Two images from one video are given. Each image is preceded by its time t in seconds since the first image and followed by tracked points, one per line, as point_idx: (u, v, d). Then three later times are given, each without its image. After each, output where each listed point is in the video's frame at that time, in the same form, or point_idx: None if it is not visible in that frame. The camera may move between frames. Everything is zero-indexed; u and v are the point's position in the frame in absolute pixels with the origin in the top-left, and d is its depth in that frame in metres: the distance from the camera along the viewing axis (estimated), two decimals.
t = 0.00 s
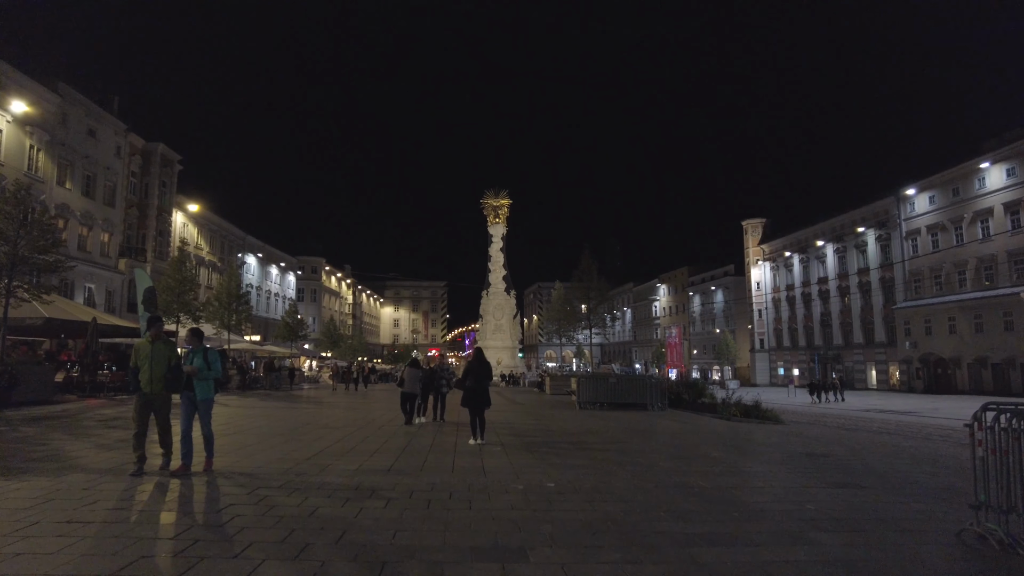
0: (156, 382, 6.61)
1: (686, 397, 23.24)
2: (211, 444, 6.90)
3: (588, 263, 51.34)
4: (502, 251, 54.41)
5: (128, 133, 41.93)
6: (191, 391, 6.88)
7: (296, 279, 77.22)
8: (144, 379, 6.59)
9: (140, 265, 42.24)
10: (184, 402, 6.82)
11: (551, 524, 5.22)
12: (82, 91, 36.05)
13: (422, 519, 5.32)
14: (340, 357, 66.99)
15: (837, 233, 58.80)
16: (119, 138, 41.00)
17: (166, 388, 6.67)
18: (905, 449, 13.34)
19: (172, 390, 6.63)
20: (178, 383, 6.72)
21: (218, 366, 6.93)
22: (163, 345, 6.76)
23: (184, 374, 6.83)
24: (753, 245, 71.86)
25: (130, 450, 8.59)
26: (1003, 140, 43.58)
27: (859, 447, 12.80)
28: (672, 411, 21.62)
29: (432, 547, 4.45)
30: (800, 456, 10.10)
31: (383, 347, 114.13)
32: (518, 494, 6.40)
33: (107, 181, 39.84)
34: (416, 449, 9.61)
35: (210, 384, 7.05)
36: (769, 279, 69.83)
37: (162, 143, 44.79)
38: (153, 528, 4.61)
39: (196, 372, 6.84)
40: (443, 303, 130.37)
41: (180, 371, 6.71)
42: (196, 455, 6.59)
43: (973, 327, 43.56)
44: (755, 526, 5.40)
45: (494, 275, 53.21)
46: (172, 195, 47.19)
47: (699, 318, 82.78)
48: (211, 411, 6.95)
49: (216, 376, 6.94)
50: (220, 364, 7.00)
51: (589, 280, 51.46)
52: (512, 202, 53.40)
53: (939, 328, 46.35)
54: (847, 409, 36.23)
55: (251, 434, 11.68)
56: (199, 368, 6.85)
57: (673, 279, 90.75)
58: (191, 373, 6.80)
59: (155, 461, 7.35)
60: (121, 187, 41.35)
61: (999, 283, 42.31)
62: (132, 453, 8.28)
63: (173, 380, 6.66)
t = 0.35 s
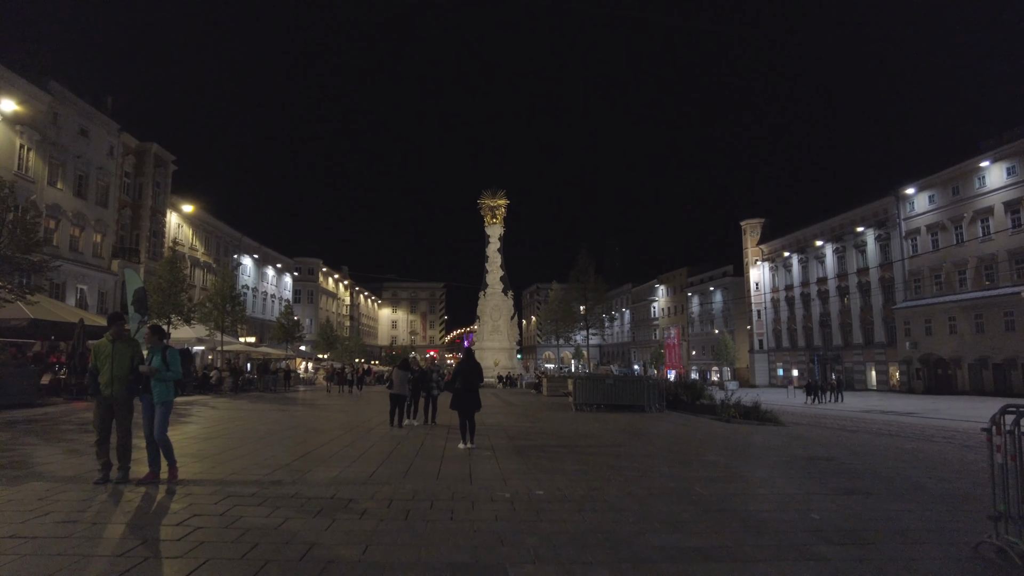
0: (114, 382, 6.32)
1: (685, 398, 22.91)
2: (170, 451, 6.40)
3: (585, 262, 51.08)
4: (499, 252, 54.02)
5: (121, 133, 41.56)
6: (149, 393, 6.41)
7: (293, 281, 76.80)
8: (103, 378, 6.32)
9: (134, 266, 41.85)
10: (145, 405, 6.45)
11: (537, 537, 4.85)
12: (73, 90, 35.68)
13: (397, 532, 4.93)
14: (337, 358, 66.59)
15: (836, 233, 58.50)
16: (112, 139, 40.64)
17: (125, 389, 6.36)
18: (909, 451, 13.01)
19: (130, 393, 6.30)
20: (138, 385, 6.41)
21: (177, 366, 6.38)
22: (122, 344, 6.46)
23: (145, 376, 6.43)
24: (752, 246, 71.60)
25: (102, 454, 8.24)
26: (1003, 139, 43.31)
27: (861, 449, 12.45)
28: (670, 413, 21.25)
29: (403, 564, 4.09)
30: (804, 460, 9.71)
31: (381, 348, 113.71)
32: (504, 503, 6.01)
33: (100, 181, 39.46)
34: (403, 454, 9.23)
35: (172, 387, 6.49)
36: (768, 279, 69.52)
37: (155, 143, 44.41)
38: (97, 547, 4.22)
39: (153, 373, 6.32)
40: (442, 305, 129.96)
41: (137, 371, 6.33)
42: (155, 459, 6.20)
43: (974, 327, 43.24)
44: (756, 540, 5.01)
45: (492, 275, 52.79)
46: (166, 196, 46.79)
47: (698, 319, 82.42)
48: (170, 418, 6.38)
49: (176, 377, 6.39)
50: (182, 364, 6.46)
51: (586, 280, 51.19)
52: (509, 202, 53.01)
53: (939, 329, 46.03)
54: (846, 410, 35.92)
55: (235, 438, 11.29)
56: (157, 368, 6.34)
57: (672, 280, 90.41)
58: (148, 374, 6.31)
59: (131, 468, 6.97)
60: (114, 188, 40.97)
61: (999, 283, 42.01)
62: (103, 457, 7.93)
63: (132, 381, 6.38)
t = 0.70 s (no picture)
0: (77, 383, 6.07)
1: (684, 401, 22.52)
2: (134, 458, 6.07)
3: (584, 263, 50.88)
4: (498, 253, 53.63)
5: (116, 133, 41.18)
6: (113, 395, 6.15)
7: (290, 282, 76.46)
8: (66, 381, 6.07)
9: (129, 267, 41.48)
10: (110, 408, 6.20)
11: (525, 550, 4.55)
12: (66, 89, 35.33)
13: (377, 544, 4.62)
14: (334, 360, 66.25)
15: (836, 233, 58.19)
16: (107, 138, 40.26)
17: (91, 391, 6.10)
18: (915, 455, 12.67)
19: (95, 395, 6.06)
20: (103, 386, 6.15)
21: (140, 366, 6.14)
22: (87, 344, 6.22)
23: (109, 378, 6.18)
24: (752, 247, 71.25)
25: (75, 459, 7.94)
26: (1004, 139, 43.01)
27: (866, 453, 12.11)
28: (670, 415, 20.87)
29: None
30: (809, 466, 9.36)
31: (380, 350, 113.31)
32: (493, 513, 5.64)
33: (94, 181, 39.10)
34: (391, 459, 8.87)
35: (137, 390, 6.22)
36: (768, 281, 69.18)
37: (151, 143, 44.08)
38: (40, 565, 3.84)
39: (116, 374, 6.06)
40: (440, 307, 129.55)
41: (100, 371, 6.08)
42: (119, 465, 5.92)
43: (976, 328, 42.88)
44: (760, 552, 4.70)
45: (490, 277, 52.41)
46: (162, 196, 46.43)
47: (698, 320, 82.10)
48: (135, 420, 6.13)
49: (139, 378, 6.15)
50: (145, 364, 6.21)
51: (584, 280, 50.98)
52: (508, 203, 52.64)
53: (940, 330, 45.69)
54: (847, 412, 35.63)
55: (220, 443, 10.93)
56: (120, 369, 6.10)
57: (672, 282, 90.07)
58: (110, 374, 6.06)
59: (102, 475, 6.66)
60: (109, 188, 40.61)
61: (1001, 284, 41.69)
62: (74, 462, 7.64)
63: (96, 382, 6.11)
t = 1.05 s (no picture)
0: (43, 388, 5.70)
1: (685, 403, 22.13)
2: (101, 467, 5.69)
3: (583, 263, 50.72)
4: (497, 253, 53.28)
5: (111, 131, 40.80)
6: (79, 399, 5.79)
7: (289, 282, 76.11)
8: (30, 386, 5.71)
9: (124, 266, 41.10)
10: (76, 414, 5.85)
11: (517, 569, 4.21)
12: (60, 86, 34.94)
13: (357, 562, 4.27)
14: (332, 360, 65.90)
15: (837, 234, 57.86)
16: (102, 136, 39.89)
17: (56, 396, 5.73)
18: (923, 460, 12.31)
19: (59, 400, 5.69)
20: (69, 390, 5.77)
21: (108, 368, 5.81)
22: (52, 346, 5.87)
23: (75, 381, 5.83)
24: (752, 247, 70.89)
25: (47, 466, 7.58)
26: (1007, 139, 42.66)
27: (872, 458, 11.78)
28: (670, 418, 20.53)
29: None
30: (816, 472, 8.99)
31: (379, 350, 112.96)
32: (483, 527, 5.26)
33: (89, 179, 38.72)
34: (379, 466, 8.51)
35: (106, 393, 5.88)
36: (768, 281, 68.79)
37: (147, 142, 43.73)
38: None
39: (81, 376, 5.73)
40: (439, 307, 129.20)
41: (66, 374, 5.74)
42: (86, 474, 5.58)
43: (979, 330, 42.51)
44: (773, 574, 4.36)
45: (489, 277, 52.03)
46: (158, 195, 46.04)
47: (698, 321, 81.80)
48: (103, 425, 5.80)
49: (107, 381, 5.82)
50: (114, 366, 5.89)
51: (583, 280, 50.85)
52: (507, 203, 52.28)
53: (942, 332, 45.32)
54: (849, 414, 35.28)
55: (204, 448, 10.56)
56: (86, 371, 5.76)
57: (672, 282, 89.73)
58: (76, 377, 5.74)
59: (66, 486, 6.23)
60: (104, 187, 40.23)
61: (1005, 285, 41.33)
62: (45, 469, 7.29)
63: (61, 386, 5.73)
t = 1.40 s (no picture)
0: None
1: (683, 404, 21.83)
2: (62, 471, 5.35)
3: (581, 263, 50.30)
4: (494, 253, 52.97)
5: (105, 130, 40.44)
6: (38, 400, 5.46)
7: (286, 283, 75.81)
8: None
9: (118, 266, 40.71)
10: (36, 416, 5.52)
11: None
12: (53, 84, 34.57)
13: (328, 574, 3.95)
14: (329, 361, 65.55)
15: (837, 235, 57.60)
16: (96, 135, 39.55)
17: (14, 397, 5.39)
18: (926, 462, 12.02)
19: (17, 401, 5.35)
20: (29, 389, 5.44)
21: (72, 367, 5.48)
22: (10, 343, 5.53)
23: (34, 379, 5.48)
24: (751, 248, 70.64)
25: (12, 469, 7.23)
26: (1007, 139, 42.41)
27: (874, 461, 11.50)
28: (668, 420, 20.22)
29: None
30: (817, 475, 8.70)
31: (376, 352, 112.51)
32: (466, 535, 4.94)
33: (82, 178, 38.37)
34: (362, 470, 8.21)
35: (69, 393, 5.55)
36: (767, 282, 68.48)
37: (141, 141, 43.39)
38: None
39: (42, 375, 5.40)
40: (437, 308, 128.96)
41: (25, 372, 5.41)
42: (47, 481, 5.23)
43: (979, 331, 42.20)
44: None
45: (486, 277, 51.66)
46: (153, 195, 45.67)
47: (696, 322, 81.60)
48: (64, 427, 5.46)
49: (69, 381, 5.49)
50: (78, 365, 5.56)
51: (581, 280, 50.37)
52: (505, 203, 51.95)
53: (942, 333, 45.02)
54: (850, 416, 34.95)
55: (184, 450, 10.20)
56: (47, 369, 5.44)
57: (670, 284, 89.54)
58: (35, 376, 5.40)
59: (28, 493, 5.90)
60: (98, 186, 39.87)
61: (1005, 286, 41.06)
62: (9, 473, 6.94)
63: (19, 386, 5.39)
